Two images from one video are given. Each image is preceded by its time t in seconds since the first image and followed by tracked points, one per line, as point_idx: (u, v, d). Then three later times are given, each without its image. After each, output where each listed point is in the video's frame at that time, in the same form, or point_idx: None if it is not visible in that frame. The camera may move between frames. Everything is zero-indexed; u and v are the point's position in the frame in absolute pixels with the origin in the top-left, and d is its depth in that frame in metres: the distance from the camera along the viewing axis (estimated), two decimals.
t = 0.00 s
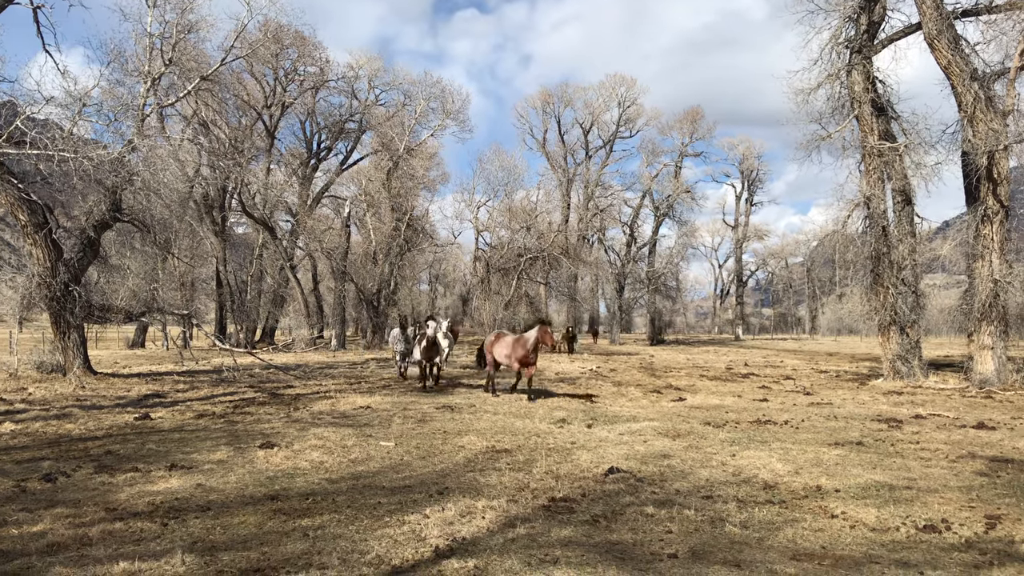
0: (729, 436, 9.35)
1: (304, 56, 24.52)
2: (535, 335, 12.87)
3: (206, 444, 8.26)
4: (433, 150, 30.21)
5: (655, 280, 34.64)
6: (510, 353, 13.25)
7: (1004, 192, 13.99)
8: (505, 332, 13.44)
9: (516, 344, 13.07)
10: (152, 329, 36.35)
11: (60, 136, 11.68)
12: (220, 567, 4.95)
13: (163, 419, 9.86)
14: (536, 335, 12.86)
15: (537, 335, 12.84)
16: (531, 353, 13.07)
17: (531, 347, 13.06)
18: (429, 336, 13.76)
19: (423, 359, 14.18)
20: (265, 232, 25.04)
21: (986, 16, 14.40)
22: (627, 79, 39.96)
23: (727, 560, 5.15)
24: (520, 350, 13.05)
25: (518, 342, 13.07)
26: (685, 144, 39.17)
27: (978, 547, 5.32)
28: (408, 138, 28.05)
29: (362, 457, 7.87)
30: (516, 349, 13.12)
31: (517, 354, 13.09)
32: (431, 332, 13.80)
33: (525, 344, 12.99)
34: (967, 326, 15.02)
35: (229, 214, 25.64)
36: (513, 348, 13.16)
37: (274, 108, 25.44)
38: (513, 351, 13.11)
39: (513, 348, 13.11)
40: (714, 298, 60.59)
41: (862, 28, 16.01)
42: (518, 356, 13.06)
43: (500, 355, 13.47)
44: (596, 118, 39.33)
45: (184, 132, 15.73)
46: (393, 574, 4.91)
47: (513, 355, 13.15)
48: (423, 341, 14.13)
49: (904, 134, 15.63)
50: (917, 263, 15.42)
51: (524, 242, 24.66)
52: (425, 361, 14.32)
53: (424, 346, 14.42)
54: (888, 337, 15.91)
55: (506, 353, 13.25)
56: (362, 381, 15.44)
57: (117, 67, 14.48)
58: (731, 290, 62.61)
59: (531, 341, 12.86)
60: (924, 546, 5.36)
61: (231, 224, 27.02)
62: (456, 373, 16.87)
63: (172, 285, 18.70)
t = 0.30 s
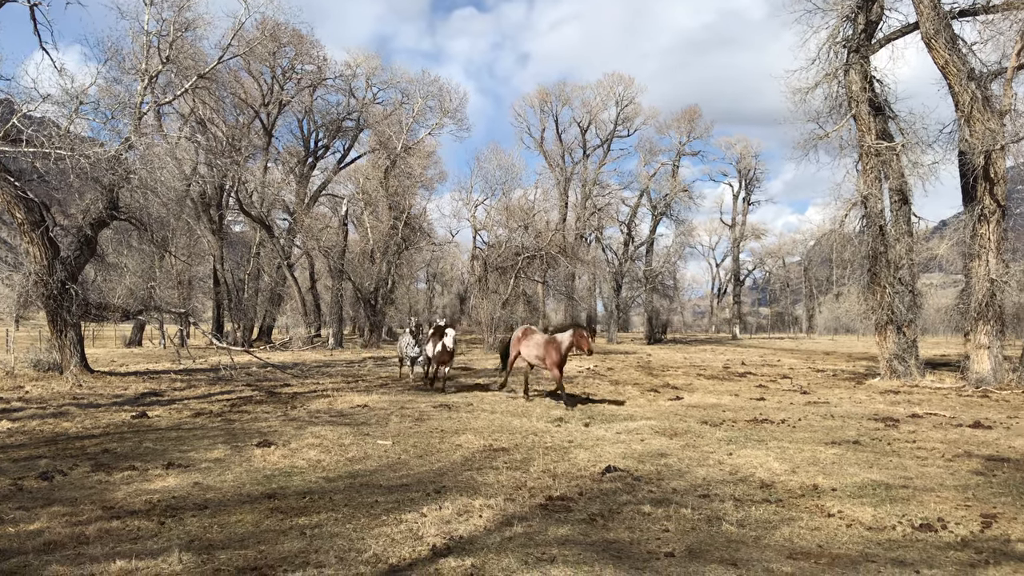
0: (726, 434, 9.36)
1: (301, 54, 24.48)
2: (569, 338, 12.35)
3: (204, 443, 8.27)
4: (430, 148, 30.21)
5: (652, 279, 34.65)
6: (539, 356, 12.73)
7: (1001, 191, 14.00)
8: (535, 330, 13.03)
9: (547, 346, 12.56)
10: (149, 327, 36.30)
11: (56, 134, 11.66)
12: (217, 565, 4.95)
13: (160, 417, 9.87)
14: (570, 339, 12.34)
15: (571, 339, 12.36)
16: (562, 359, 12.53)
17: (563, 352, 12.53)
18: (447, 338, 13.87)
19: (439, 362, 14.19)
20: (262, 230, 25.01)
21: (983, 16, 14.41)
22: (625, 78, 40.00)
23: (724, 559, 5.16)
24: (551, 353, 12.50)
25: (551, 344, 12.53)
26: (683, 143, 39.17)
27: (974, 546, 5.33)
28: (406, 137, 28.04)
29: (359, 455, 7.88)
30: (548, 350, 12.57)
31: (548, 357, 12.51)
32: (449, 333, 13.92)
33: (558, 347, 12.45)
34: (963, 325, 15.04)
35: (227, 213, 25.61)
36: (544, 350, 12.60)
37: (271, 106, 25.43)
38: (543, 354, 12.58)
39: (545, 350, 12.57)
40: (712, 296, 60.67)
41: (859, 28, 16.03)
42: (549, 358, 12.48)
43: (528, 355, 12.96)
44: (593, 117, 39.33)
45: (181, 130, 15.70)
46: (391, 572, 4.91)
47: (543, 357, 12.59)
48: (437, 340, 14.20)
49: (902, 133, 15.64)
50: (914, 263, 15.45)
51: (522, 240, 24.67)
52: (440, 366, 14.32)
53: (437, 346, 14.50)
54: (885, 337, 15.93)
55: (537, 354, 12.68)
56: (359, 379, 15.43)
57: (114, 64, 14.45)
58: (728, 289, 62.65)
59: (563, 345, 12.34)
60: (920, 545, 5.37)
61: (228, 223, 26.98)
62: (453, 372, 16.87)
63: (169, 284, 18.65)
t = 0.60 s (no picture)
0: (720, 433, 9.38)
1: (297, 52, 24.45)
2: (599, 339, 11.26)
3: (199, 441, 8.26)
4: (426, 147, 30.21)
5: (648, 278, 34.70)
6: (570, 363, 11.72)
7: (995, 191, 14.03)
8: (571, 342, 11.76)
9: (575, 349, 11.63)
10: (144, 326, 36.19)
11: (52, 132, 11.67)
12: (213, 564, 4.95)
13: (156, 416, 9.84)
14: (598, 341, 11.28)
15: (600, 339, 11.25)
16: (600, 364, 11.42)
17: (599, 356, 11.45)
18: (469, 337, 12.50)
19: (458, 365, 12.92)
20: (257, 229, 24.98)
21: (978, 16, 14.43)
22: (621, 77, 40.08)
23: (719, 557, 5.17)
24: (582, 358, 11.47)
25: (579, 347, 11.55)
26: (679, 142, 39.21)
27: (968, 544, 5.35)
28: (402, 135, 28.05)
29: (355, 454, 7.87)
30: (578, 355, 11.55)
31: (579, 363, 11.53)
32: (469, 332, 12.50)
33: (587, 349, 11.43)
34: (958, 324, 15.09)
35: (223, 211, 25.57)
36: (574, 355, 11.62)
37: (267, 104, 25.42)
38: (575, 359, 11.56)
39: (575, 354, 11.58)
40: (708, 296, 60.80)
41: (855, 28, 16.05)
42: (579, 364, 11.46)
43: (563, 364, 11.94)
44: (590, 115, 39.36)
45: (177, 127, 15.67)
46: (386, 571, 4.91)
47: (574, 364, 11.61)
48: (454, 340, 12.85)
49: (897, 132, 15.68)
50: (909, 262, 15.49)
51: (518, 239, 24.69)
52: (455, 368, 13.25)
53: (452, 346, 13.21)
54: (880, 336, 15.96)
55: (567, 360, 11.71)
56: (355, 378, 15.42)
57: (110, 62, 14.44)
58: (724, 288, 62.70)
59: (597, 347, 11.30)
60: (914, 544, 5.39)
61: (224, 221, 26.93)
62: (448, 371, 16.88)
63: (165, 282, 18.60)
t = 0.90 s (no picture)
0: (715, 432, 9.39)
1: (293, 50, 24.41)
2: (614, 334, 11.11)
3: (193, 440, 8.23)
4: (422, 145, 30.17)
5: (644, 277, 34.70)
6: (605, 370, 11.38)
7: (990, 191, 14.05)
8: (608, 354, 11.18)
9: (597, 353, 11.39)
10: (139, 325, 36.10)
11: (47, 130, 11.65)
12: (207, 562, 4.94)
13: (150, 414, 9.82)
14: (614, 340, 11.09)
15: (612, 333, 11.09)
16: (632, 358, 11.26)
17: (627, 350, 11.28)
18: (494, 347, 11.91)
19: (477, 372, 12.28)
20: (253, 227, 24.94)
21: (974, 16, 14.45)
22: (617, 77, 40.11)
23: (714, 557, 5.17)
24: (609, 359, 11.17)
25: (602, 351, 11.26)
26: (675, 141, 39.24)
27: (962, 544, 5.36)
28: (397, 134, 28.03)
29: (350, 453, 7.86)
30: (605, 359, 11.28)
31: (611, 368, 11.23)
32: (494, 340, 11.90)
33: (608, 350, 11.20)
34: (953, 324, 15.12)
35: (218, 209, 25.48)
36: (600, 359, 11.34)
37: (263, 102, 25.40)
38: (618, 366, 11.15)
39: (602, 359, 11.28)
40: (703, 295, 60.91)
41: (851, 27, 16.07)
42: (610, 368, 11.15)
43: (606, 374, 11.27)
44: (586, 114, 39.36)
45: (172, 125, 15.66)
46: (381, 570, 4.90)
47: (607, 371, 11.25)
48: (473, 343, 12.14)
49: (892, 132, 15.69)
50: (904, 262, 15.53)
51: (514, 238, 24.70)
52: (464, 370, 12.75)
53: (470, 348, 12.60)
54: (875, 335, 15.99)
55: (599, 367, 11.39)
56: (351, 377, 15.42)
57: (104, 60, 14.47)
58: (720, 287, 62.73)
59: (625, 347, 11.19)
60: (909, 543, 5.40)
61: (220, 219, 26.85)
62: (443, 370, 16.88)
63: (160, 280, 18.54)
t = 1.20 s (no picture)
0: (711, 431, 9.40)
1: (288, 48, 24.38)
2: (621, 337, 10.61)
3: (189, 439, 8.23)
4: (418, 144, 30.16)
5: (639, 276, 34.71)
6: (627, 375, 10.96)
7: (984, 191, 14.09)
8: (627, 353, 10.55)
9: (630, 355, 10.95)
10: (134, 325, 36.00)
11: (41, 128, 11.58)
12: (202, 561, 4.94)
13: (145, 413, 9.80)
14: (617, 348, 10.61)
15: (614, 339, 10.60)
16: (655, 352, 10.37)
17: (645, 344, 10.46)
18: (512, 344, 10.63)
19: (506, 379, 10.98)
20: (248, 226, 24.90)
21: (967, 16, 14.50)
22: (613, 76, 40.19)
23: (708, 555, 5.18)
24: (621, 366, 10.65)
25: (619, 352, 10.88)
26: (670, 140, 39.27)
27: (955, 541, 5.37)
28: (393, 132, 28.02)
29: (345, 452, 7.86)
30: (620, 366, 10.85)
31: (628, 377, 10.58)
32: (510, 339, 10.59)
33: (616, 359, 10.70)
34: (947, 323, 15.16)
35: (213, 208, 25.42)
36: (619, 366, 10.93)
37: (257, 100, 25.37)
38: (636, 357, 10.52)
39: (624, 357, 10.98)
40: (699, 294, 61.01)
41: (846, 27, 16.10)
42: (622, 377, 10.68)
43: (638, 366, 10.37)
44: (581, 113, 39.37)
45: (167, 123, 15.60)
46: (376, 569, 4.91)
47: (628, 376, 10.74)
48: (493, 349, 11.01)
49: (887, 131, 15.72)
50: (898, 261, 15.56)
51: (510, 237, 24.72)
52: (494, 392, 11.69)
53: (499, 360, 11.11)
54: (870, 334, 16.01)
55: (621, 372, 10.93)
56: (345, 375, 15.40)
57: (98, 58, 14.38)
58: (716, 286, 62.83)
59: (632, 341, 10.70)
60: (902, 541, 5.41)
61: (214, 218, 26.79)
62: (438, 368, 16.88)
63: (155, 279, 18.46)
